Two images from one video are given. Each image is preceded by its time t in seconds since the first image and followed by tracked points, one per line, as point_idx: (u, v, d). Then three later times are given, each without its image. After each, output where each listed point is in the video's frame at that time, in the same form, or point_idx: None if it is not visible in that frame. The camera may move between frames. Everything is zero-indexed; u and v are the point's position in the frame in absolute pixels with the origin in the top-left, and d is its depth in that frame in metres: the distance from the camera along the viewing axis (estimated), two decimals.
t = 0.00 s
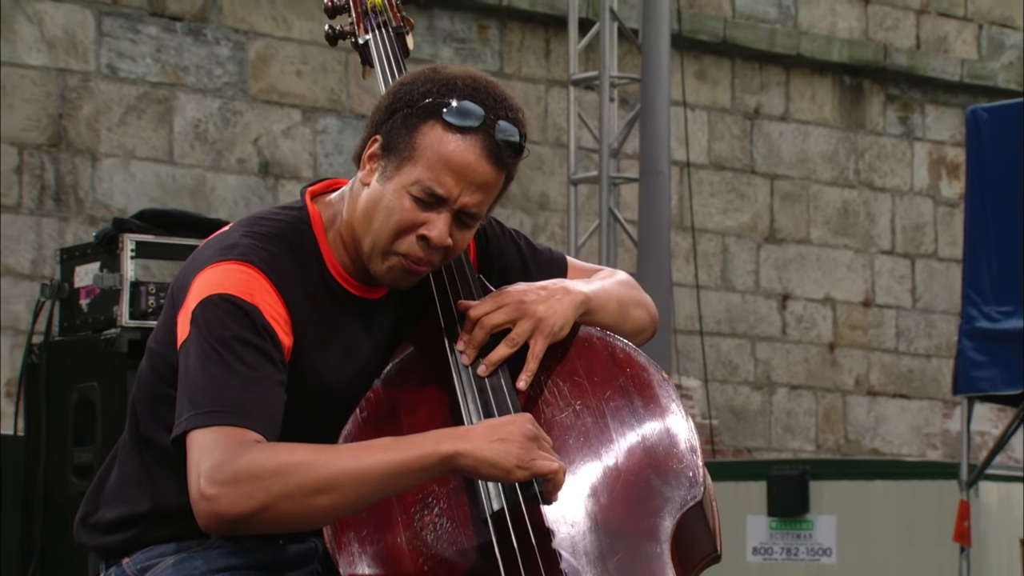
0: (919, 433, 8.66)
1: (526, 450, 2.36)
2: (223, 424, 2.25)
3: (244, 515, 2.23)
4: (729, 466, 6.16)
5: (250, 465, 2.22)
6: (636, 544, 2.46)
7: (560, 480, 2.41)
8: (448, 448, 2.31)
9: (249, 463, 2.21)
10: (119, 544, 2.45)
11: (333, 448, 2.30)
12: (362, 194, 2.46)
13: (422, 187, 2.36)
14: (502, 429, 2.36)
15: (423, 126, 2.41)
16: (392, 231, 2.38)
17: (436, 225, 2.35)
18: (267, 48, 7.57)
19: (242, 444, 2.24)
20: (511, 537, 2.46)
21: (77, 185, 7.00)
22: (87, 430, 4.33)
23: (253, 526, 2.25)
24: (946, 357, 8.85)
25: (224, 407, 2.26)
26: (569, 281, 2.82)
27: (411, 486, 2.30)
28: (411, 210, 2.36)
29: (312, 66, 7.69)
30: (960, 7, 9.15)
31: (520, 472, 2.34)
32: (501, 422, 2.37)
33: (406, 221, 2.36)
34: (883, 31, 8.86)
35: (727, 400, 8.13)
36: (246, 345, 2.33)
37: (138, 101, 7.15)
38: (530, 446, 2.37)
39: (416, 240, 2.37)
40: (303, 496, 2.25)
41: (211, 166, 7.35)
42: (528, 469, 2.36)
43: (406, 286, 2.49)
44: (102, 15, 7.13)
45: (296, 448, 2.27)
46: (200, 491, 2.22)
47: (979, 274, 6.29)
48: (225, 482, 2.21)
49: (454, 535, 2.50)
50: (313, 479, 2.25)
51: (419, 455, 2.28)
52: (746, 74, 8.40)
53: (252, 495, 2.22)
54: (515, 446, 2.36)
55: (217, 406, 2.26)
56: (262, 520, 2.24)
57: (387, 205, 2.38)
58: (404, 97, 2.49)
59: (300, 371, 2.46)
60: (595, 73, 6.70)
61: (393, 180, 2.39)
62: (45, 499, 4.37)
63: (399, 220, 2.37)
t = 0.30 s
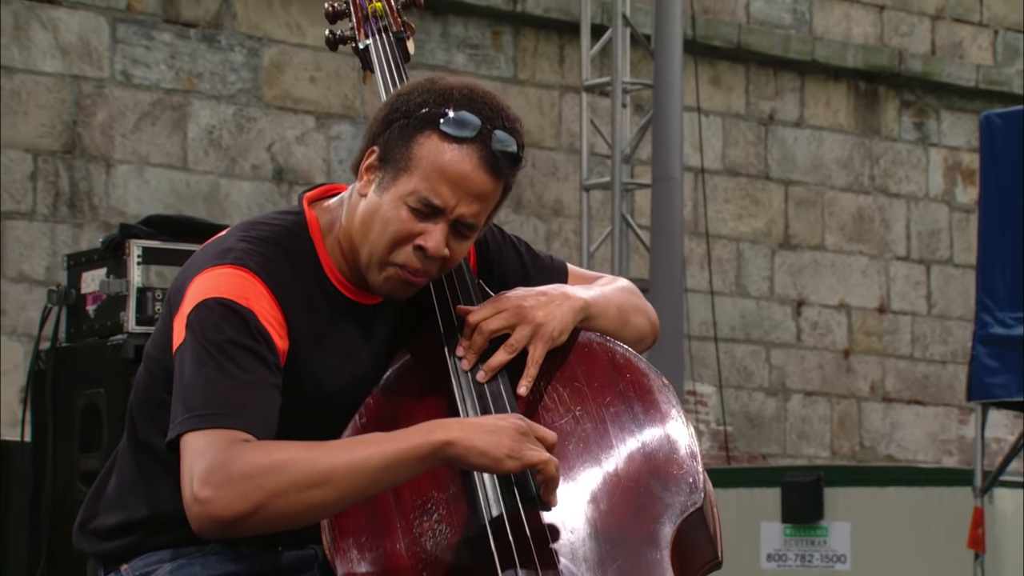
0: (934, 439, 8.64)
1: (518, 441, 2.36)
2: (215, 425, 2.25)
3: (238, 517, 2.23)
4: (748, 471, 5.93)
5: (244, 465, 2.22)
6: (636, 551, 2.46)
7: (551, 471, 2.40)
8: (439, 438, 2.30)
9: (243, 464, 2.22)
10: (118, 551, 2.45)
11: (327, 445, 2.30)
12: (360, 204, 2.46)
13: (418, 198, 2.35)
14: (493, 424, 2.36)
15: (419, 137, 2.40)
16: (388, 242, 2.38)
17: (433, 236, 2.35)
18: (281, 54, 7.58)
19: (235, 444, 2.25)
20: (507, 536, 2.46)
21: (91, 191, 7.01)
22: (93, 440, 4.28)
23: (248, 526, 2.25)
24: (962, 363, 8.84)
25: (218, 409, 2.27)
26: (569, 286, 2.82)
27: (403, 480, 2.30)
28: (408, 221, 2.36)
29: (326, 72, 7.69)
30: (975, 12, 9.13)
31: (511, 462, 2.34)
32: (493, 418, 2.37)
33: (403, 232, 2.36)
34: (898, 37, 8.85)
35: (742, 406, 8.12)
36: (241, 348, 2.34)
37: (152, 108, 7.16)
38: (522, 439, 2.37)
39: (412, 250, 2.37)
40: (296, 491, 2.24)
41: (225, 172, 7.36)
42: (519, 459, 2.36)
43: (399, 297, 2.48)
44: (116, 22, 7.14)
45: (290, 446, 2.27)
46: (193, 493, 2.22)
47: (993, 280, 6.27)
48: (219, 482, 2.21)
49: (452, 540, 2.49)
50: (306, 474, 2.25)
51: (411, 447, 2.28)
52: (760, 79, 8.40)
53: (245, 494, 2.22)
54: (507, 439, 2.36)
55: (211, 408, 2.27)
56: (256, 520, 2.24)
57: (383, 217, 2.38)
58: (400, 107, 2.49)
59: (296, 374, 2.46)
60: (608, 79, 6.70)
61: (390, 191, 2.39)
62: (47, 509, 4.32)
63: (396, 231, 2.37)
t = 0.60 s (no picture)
0: (949, 444, 8.63)
1: (520, 456, 2.35)
2: (215, 434, 2.22)
3: (236, 527, 2.20)
4: (761, 477, 6.14)
5: (242, 474, 2.19)
6: (632, 555, 2.46)
7: (554, 486, 2.40)
8: (441, 454, 2.29)
9: (241, 473, 2.19)
10: (114, 556, 2.44)
11: (327, 458, 2.27)
12: (358, 220, 2.43)
13: (418, 212, 2.33)
14: (496, 439, 2.34)
15: (417, 150, 2.38)
16: (389, 256, 2.36)
17: (434, 250, 2.33)
18: (293, 59, 7.58)
19: (234, 454, 2.22)
20: (506, 546, 2.46)
21: (104, 197, 7.02)
22: (99, 444, 4.25)
23: (247, 537, 2.22)
24: (976, 368, 8.82)
25: (217, 417, 2.24)
26: (567, 290, 2.80)
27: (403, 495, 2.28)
28: (408, 235, 2.34)
29: (338, 77, 7.69)
30: (990, 17, 9.10)
31: (514, 478, 2.33)
32: (495, 431, 2.36)
33: (403, 246, 2.34)
34: (911, 42, 8.84)
35: (755, 411, 8.11)
36: (240, 356, 2.31)
37: (165, 113, 7.17)
38: (524, 452, 2.36)
39: (413, 264, 2.35)
40: (296, 505, 2.22)
41: (237, 177, 7.37)
42: (523, 474, 2.35)
43: (397, 315, 2.46)
44: (129, 27, 7.15)
45: (288, 457, 2.24)
46: (191, 502, 2.19)
47: (1005, 284, 6.25)
48: (217, 492, 2.18)
49: (449, 546, 2.48)
50: (306, 488, 2.22)
51: (414, 461, 2.26)
52: (773, 84, 8.39)
53: (244, 505, 2.20)
54: (510, 454, 2.34)
55: (208, 416, 2.24)
56: (255, 531, 2.22)
57: (383, 231, 2.36)
58: (395, 121, 2.47)
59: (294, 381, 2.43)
60: (619, 83, 6.71)
61: (389, 206, 2.37)
62: (54, 513, 4.28)
63: (397, 246, 2.35)
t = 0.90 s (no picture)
0: (968, 446, 8.61)
1: (520, 458, 2.34)
2: (214, 434, 2.22)
3: (234, 526, 2.20)
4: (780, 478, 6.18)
5: (240, 474, 2.19)
6: (634, 556, 2.44)
7: (554, 488, 2.39)
8: (440, 456, 2.29)
9: (238, 473, 2.19)
10: (115, 557, 2.42)
11: (326, 458, 2.27)
12: (356, 204, 2.44)
13: (414, 192, 2.34)
14: (497, 439, 2.34)
15: (411, 131, 2.39)
16: (388, 239, 2.36)
17: (431, 230, 2.33)
18: (311, 61, 7.58)
19: (232, 453, 2.22)
20: (506, 547, 2.45)
21: (122, 199, 7.02)
22: (108, 445, 4.22)
23: (245, 536, 2.23)
24: (995, 369, 8.79)
25: (216, 417, 2.24)
26: (569, 290, 2.80)
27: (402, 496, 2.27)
28: (406, 216, 2.35)
29: (355, 79, 7.69)
30: (1009, 17, 9.08)
31: (513, 481, 2.32)
32: (494, 430, 2.35)
33: (401, 228, 2.35)
34: (930, 42, 8.82)
35: (773, 412, 8.10)
36: (239, 354, 2.30)
37: (182, 115, 7.18)
38: (524, 455, 2.35)
39: (412, 246, 2.35)
40: (293, 506, 2.22)
41: (255, 179, 7.37)
42: (522, 477, 2.34)
43: (407, 294, 2.45)
44: (147, 29, 7.16)
45: (286, 457, 2.24)
46: (189, 502, 2.20)
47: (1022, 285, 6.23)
48: (214, 492, 2.18)
49: (451, 547, 2.48)
50: (304, 490, 2.22)
51: (412, 464, 2.26)
52: (792, 85, 8.38)
53: (242, 505, 2.20)
54: (509, 454, 2.34)
55: (208, 415, 2.24)
56: (252, 531, 2.22)
57: (380, 213, 2.37)
58: (389, 104, 2.48)
59: (294, 382, 2.43)
60: (634, 85, 6.73)
61: (385, 187, 2.37)
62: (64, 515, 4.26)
63: (395, 227, 2.35)
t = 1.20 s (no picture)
0: (988, 451, 8.62)
1: (515, 451, 2.33)
2: (211, 436, 2.19)
3: (233, 528, 2.17)
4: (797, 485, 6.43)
5: (239, 475, 2.16)
6: (636, 562, 2.43)
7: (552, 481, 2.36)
8: (438, 446, 2.25)
9: (237, 473, 2.16)
10: (115, 563, 2.41)
11: (323, 456, 2.24)
12: (354, 217, 2.42)
13: (412, 202, 2.32)
14: (491, 435, 2.32)
15: (408, 142, 2.37)
16: (386, 250, 2.34)
17: (430, 240, 2.31)
18: (329, 66, 7.58)
19: (229, 455, 2.19)
20: (505, 549, 2.43)
21: (141, 205, 7.03)
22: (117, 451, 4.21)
23: (244, 538, 2.19)
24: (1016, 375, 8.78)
25: (214, 419, 2.21)
26: (571, 294, 2.79)
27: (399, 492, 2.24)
28: (404, 227, 2.32)
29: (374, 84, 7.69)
30: None
31: (509, 471, 2.31)
32: (492, 430, 2.33)
33: (400, 238, 2.32)
34: (951, 47, 8.80)
35: (793, 418, 8.09)
36: (237, 357, 2.28)
37: (201, 121, 7.19)
38: (521, 449, 2.34)
39: (411, 256, 2.33)
40: (293, 503, 2.19)
41: (274, 185, 7.38)
42: (518, 469, 2.32)
43: (406, 307, 2.45)
44: (165, 36, 7.17)
45: (284, 455, 2.21)
46: (187, 504, 2.16)
47: None
48: (214, 493, 2.15)
49: (451, 552, 2.45)
50: (302, 486, 2.19)
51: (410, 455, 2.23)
52: (811, 90, 8.36)
53: (241, 506, 2.16)
54: (505, 450, 2.32)
55: (207, 417, 2.21)
56: (251, 532, 2.18)
57: (379, 225, 2.34)
58: (386, 117, 2.46)
59: (293, 384, 2.41)
60: (651, 89, 6.81)
61: (383, 199, 2.35)
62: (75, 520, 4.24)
63: (393, 239, 2.33)
